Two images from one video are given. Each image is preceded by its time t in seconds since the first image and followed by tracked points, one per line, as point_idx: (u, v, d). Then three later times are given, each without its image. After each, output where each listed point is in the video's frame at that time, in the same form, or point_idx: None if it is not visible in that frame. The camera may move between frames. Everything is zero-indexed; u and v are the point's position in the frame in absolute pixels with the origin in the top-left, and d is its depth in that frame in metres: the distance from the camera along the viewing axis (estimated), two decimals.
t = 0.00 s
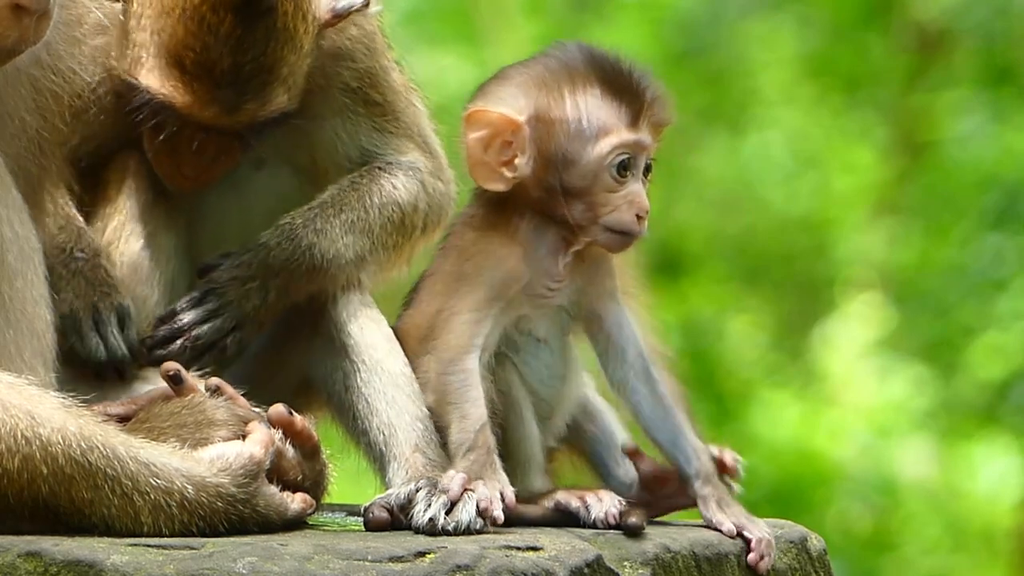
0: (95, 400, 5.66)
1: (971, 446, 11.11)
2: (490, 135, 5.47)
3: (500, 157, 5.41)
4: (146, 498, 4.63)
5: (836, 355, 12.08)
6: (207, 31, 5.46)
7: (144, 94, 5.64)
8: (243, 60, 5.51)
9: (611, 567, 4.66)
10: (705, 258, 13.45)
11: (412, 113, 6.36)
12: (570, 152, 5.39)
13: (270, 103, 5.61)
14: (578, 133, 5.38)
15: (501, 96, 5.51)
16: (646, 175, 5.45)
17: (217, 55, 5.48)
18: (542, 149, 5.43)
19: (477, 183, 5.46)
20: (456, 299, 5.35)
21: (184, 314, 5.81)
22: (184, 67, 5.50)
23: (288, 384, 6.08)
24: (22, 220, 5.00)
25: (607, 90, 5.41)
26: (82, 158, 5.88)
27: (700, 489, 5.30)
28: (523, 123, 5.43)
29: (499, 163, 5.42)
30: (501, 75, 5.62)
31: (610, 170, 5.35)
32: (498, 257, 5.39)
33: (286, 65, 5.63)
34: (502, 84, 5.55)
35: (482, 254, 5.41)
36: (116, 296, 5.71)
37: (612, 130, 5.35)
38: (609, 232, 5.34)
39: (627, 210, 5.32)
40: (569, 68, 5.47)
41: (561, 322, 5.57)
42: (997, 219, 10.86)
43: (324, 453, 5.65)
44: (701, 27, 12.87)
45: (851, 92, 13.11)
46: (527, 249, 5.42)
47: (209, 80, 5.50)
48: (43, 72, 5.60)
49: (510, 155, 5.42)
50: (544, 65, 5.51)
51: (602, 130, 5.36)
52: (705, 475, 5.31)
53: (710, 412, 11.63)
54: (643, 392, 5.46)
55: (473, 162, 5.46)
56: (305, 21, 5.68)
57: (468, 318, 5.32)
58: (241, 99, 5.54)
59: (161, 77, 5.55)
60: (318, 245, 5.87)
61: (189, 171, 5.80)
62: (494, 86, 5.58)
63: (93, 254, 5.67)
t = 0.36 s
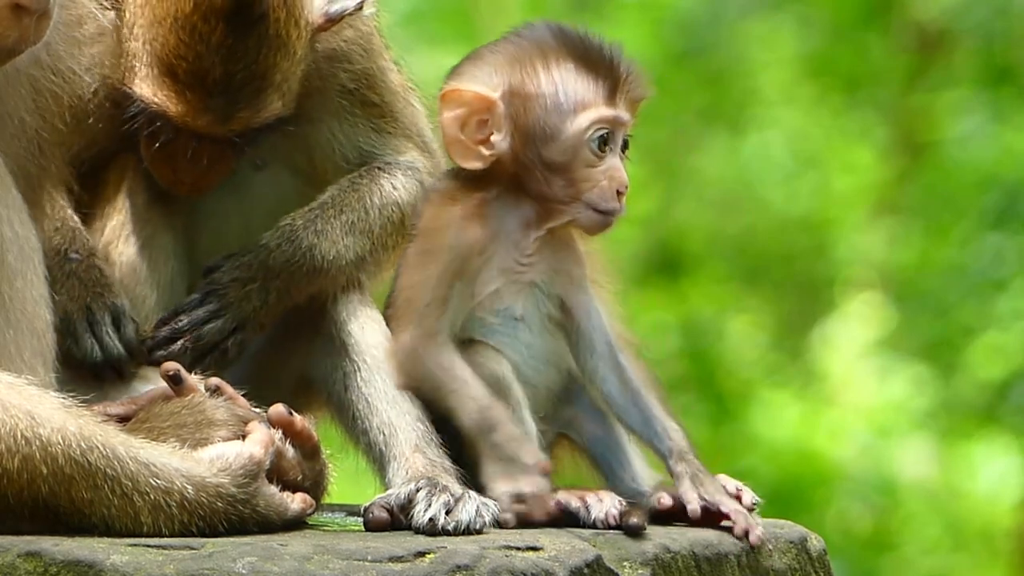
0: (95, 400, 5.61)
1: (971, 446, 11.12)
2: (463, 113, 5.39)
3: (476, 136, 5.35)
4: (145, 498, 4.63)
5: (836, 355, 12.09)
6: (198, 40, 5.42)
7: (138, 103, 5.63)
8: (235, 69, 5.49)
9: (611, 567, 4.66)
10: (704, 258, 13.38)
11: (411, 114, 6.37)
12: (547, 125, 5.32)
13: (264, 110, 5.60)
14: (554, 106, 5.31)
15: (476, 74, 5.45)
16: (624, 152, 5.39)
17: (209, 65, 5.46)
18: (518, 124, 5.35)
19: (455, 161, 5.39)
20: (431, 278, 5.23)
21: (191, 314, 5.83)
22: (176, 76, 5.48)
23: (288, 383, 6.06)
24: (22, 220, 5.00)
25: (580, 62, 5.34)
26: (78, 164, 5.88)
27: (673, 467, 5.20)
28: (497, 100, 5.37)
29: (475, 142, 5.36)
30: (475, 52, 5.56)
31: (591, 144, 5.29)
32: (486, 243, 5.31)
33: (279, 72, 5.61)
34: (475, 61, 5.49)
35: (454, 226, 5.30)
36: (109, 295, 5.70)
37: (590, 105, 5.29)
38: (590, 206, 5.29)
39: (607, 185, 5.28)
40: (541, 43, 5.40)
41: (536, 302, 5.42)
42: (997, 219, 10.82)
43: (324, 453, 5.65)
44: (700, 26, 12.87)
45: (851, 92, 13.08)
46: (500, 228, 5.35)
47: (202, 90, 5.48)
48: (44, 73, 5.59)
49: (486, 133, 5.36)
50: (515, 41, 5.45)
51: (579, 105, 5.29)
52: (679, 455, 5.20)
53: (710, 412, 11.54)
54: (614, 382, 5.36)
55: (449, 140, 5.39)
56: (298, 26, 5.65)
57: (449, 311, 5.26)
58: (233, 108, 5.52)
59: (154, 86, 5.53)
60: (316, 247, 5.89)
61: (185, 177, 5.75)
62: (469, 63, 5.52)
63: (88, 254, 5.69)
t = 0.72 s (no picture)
0: (94, 400, 5.64)
1: (971, 446, 11.13)
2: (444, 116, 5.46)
3: (459, 137, 5.41)
4: (146, 498, 4.63)
5: (836, 355, 12.18)
6: (192, 40, 5.41)
7: (134, 104, 5.62)
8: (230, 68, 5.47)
9: (611, 567, 4.66)
10: (705, 258, 13.51)
11: (410, 114, 6.36)
12: (532, 124, 5.42)
13: (259, 109, 5.59)
14: (538, 105, 5.42)
15: (456, 77, 5.56)
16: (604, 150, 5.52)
17: (203, 65, 5.44)
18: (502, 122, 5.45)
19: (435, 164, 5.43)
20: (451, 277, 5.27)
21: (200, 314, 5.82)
22: (171, 77, 5.46)
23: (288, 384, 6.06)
24: (22, 220, 5.00)
25: (562, 62, 5.47)
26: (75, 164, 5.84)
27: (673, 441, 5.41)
28: (479, 102, 5.46)
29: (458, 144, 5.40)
30: (453, 54, 5.68)
31: (574, 143, 5.40)
32: (494, 245, 5.30)
33: (273, 70, 5.61)
34: (454, 63, 5.60)
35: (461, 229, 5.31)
36: (101, 291, 5.71)
37: (573, 104, 5.42)
38: (574, 204, 5.40)
39: (590, 183, 5.39)
40: (523, 43, 5.52)
41: (543, 304, 5.48)
42: (997, 219, 10.67)
43: (324, 452, 5.64)
44: (700, 26, 12.85)
45: (850, 92, 13.03)
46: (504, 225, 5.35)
47: (198, 91, 5.47)
48: (44, 73, 5.56)
49: (468, 135, 5.41)
50: (494, 41, 5.57)
51: (563, 105, 5.42)
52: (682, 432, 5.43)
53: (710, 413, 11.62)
54: (605, 376, 5.58)
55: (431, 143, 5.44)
56: (292, 25, 5.66)
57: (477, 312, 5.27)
58: (229, 107, 5.51)
59: (149, 87, 5.52)
60: (318, 250, 5.90)
61: (183, 180, 5.77)
62: (449, 66, 5.63)
63: (82, 248, 5.68)
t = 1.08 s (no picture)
0: (94, 400, 5.67)
1: (971, 446, 11.10)
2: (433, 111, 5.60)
3: (446, 133, 5.55)
4: (146, 498, 4.63)
5: (836, 355, 12.28)
6: (183, 64, 5.40)
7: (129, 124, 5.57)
8: (223, 91, 5.47)
9: (611, 567, 4.66)
10: (704, 259, 13.37)
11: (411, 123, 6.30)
12: (519, 125, 5.60)
13: (254, 133, 5.57)
14: (527, 107, 5.60)
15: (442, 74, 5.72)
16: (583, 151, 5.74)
17: (195, 89, 5.42)
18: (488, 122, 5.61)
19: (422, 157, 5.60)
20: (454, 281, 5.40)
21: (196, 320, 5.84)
22: (164, 100, 5.43)
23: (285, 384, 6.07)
24: (22, 220, 5.00)
25: (551, 65, 5.66)
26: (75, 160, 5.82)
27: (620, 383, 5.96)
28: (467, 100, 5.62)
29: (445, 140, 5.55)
30: (438, 48, 5.85)
31: (561, 146, 5.60)
32: (487, 243, 5.44)
33: (268, 93, 5.60)
34: (443, 56, 5.77)
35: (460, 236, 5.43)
36: (99, 284, 5.76)
37: (561, 107, 5.62)
38: (554, 204, 5.60)
39: (573, 184, 5.61)
40: (512, 41, 5.69)
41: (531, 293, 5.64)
42: (997, 218, 10.66)
43: (324, 453, 5.63)
44: (700, 26, 12.79)
45: (851, 92, 13.05)
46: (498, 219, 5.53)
47: (192, 117, 5.43)
48: (44, 73, 5.56)
49: (455, 131, 5.55)
50: (481, 36, 5.73)
51: (552, 107, 5.61)
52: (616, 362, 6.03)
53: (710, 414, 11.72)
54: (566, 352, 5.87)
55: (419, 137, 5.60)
56: (287, 46, 5.65)
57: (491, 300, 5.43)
58: (222, 131, 5.48)
59: (144, 111, 5.47)
60: (321, 267, 5.87)
61: (181, 203, 5.73)
62: (434, 61, 5.80)
63: (81, 243, 5.68)
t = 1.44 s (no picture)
0: (94, 400, 5.65)
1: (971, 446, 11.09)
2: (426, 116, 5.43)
3: (440, 141, 5.40)
4: (146, 498, 4.63)
5: (836, 355, 12.40)
6: (181, 78, 5.39)
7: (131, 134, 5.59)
8: (221, 104, 5.46)
9: (611, 567, 4.66)
10: (704, 258, 13.33)
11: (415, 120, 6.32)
12: (512, 131, 5.48)
13: (252, 144, 5.58)
14: (521, 113, 5.49)
15: (431, 79, 5.55)
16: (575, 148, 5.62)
17: (194, 102, 5.41)
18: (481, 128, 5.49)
19: (418, 166, 5.46)
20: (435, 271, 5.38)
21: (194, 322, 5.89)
22: (163, 112, 5.40)
23: (286, 386, 6.03)
24: (22, 220, 5.00)
25: (542, 68, 5.54)
26: (75, 161, 5.81)
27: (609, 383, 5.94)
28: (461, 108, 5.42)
29: (440, 146, 5.40)
30: (426, 49, 5.68)
31: (554, 151, 5.50)
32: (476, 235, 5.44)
33: (267, 104, 5.61)
34: (432, 61, 5.59)
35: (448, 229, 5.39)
36: (96, 292, 5.76)
37: (555, 112, 5.51)
38: (546, 207, 5.52)
39: (565, 186, 5.53)
40: (503, 43, 5.56)
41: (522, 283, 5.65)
42: (997, 218, 10.61)
43: (324, 452, 5.62)
44: (700, 26, 12.75)
45: (850, 92, 13.05)
46: (485, 216, 5.48)
47: (191, 130, 5.42)
48: (44, 73, 5.55)
49: (451, 137, 5.40)
50: (470, 37, 5.58)
51: (546, 111, 5.50)
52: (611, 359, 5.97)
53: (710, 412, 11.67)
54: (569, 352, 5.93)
55: (414, 145, 5.44)
56: (286, 59, 5.67)
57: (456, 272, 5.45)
58: (222, 142, 5.48)
59: (144, 122, 5.48)
60: (306, 267, 5.91)
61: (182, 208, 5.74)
62: (421, 63, 5.63)
63: (77, 244, 5.66)
